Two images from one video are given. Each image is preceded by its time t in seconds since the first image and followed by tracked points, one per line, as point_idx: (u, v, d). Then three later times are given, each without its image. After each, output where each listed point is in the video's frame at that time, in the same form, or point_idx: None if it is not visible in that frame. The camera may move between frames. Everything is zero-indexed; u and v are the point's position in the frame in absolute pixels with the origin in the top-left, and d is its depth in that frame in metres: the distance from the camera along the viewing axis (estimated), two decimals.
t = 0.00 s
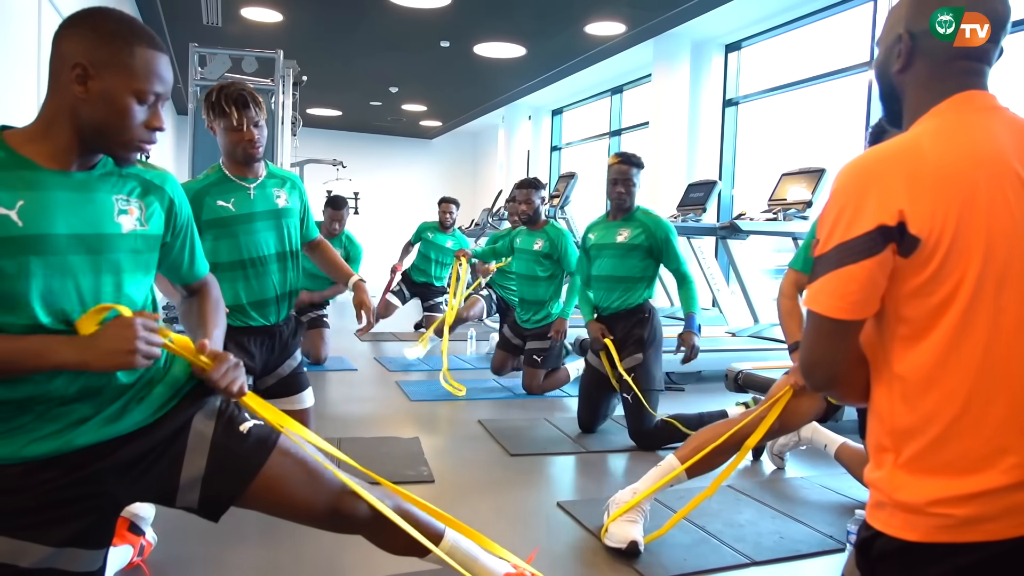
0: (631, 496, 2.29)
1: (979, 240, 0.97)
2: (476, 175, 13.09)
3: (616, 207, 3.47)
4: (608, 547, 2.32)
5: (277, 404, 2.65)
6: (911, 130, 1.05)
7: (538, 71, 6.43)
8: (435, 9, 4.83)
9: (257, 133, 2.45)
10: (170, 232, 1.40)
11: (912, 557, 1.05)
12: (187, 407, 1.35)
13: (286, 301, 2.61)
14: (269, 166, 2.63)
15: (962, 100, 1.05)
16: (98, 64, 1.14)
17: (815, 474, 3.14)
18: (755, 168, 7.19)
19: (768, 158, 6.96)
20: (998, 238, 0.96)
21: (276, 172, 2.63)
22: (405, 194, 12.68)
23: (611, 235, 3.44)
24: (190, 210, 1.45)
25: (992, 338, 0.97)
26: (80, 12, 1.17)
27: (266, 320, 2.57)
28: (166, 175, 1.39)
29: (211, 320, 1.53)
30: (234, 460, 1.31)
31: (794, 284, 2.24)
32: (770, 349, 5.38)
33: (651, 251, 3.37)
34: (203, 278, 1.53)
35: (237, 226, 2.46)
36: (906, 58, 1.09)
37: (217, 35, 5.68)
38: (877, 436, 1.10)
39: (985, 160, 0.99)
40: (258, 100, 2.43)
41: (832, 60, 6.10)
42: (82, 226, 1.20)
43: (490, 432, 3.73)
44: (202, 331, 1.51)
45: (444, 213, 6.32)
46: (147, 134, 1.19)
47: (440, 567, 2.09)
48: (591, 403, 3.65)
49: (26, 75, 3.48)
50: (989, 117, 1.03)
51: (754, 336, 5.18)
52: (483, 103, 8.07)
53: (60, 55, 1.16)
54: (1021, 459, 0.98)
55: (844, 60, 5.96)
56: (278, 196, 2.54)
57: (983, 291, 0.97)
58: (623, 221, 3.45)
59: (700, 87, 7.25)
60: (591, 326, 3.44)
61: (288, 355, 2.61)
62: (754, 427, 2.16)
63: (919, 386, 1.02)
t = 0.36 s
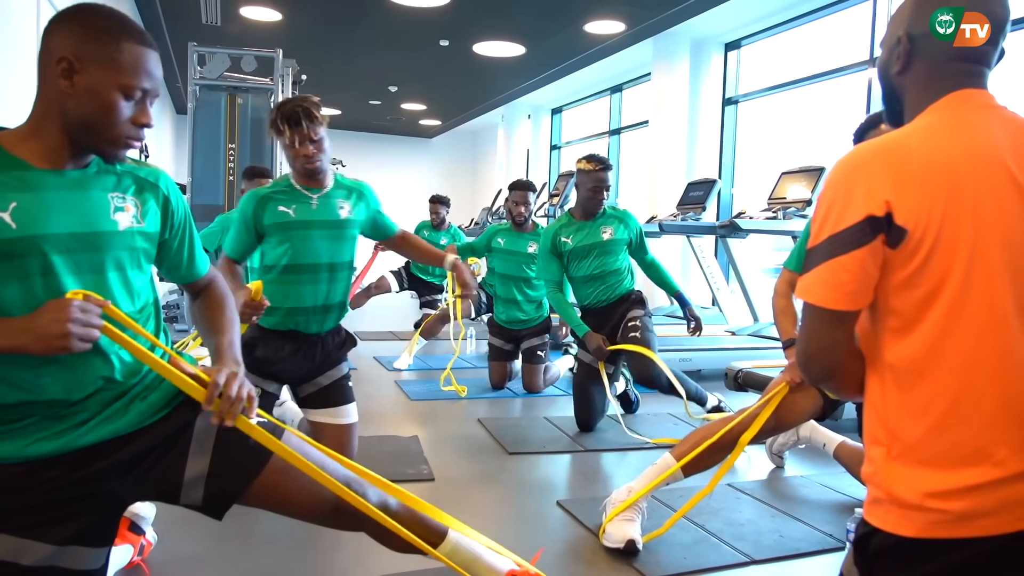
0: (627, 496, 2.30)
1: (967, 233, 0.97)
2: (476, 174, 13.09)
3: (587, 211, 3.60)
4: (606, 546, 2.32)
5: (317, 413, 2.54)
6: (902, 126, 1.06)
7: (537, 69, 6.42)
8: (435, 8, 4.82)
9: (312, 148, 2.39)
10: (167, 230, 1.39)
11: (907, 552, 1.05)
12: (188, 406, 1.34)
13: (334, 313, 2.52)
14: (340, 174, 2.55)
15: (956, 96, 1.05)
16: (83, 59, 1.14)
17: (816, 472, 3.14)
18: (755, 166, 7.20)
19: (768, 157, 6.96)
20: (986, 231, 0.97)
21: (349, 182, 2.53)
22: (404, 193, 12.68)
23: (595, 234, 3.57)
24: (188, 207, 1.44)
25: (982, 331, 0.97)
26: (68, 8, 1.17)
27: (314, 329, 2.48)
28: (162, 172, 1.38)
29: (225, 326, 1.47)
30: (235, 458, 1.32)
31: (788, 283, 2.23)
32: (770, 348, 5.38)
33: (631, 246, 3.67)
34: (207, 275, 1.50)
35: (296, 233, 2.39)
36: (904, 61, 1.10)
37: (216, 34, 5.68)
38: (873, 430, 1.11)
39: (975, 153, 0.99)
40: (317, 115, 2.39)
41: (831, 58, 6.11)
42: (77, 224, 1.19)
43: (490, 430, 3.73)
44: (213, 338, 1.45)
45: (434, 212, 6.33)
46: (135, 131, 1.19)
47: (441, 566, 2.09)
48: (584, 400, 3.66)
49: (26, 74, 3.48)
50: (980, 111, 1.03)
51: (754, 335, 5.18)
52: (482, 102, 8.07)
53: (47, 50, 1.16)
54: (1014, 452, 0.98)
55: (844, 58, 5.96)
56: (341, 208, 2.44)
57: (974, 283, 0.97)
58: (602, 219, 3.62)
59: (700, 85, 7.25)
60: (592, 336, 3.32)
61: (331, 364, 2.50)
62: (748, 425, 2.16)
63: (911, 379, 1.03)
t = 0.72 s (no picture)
0: (631, 492, 2.29)
1: (960, 227, 0.97)
2: (477, 172, 13.09)
3: (588, 203, 3.61)
4: (609, 542, 2.33)
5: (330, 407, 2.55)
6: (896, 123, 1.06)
7: (538, 67, 6.42)
8: (435, 6, 4.82)
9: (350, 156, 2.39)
10: (162, 226, 1.38)
11: (909, 548, 1.04)
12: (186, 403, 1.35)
13: (348, 313, 2.50)
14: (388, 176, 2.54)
15: (949, 91, 1.05)
16: (65, 52, 1.14)
17: (818, 470, 3.14)
18: (756, 164, 7.19)
19: (769, 154, 6.95)
20: (980, 225, 0.96)
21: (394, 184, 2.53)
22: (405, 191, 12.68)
23: (601, 230, 3.64)
24: (185, 203, 1.44)
25: (978, 325, 0.97)
26: (51, 3, 1.17)
27: (323, 322, 2.50)
28: (155, 169, 1.37)
29: (233, 326, 1.47)
30: (234, 455, 1.32)
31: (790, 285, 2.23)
32: (771, 345, 5.38)
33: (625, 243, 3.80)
34: (208, 270, 1.49)
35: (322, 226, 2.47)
36: (895, 64, 1.10)
37: (217, 33, 5.68)
38: (872, 426, 1.11)
39: (968, 148, 0.98)
40: (352, 126, 2.37)
41: (833, 56, 6.10)
42: (69, 221, 1.20)
43: (491, 428, 3.73)
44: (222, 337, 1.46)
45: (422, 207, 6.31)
46: (121, 124, 1.18)
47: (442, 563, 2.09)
48: (585, 396, 3.64)
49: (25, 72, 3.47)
50: (974, 106, 1.02)
51: (756, 333, 5.17)
52: (483, 100, 8.06)
53: (31, 45, 1.16)
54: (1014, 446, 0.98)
55: (845, 55, 5.95)
56: (370, 213, 2.47)
57: (967, 277, 0.97)
58: (602, 216, 3.68)
59: (702, 83, 7.24)
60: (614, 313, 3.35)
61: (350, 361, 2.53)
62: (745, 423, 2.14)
63: (908, 374, 1.02)
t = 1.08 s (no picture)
0: (641, 486, 2.32)
1: (952, 226, 0.96)
2: (479, 170, 13.08)
3: (595, 198, 3.60)
4: (625, 537, 2.33)
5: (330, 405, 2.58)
6: (891, 124, 1.06)
7: (540, 65, 6.42)
8: (437, 4, 4.82)
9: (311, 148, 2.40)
10: (159, 219, 1.39)
11: (911, 546, 1.04)
12: (189, 399, 1.34)
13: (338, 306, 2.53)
14: (357, 164, 2.55)
15: (944, 90, 1.04)
16: (65, 48, 1.14)
17: (821, 467, 3.13)
18: (759, 161, 7.18)
19: (772, 152, 6.94)
20: (973, 223, 0.96)
21: (365, 173, 2.53)
22: (407, 189, 12.68)
23: (613, 228, 3.67)
24: (182, 196, 1.43)
25: (972, 323, 0.96)
26: None
27: (316, 319, 2.54)
28: (154, 163, 1.37)
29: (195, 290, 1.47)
30: (236, 453, 1.32)
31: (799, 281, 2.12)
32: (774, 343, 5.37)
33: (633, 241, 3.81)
34: (198, 264, 1.51)
35: (298, 224, 2.51)
36: (890, 62, 1.10)
37: (219, 31, 5.68)
38: (873, 425, 1.11)
39: (960, 148, 0.98)
40: (309, 121, 2.36)
41: (835, 53, 6.09)
42: (69, 218, 1.20)
43: (494, 426, 3.74)
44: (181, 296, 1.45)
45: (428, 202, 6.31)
46: (122, 119, 1.19)
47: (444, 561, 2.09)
48: (589, 393, 3.66)
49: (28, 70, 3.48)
50: (969, 104, 1.02)
51: (759, 331, 5.16)
52: (485, 98, 8.06)
53: (30, 41, 1.16)
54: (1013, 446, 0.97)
55: (848, 53, 5.94)
56: (341, 203, 2.47)
57: (961, 277, 0.96)
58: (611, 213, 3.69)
59: (704, 81, 7.23)
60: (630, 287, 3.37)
61: (345, 357, 2.55)
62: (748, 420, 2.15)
63: (905, 373, 1.03)
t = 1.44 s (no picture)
0: (645, 490, 2.30)
1: (958, 227, 0.96)
2: (480, 168, 13.08)
3: (585, 197, 3.61)
4: (625, 543, 2.30)
5: (328, 401, 2.74)
6: (890, 125, 1.06)
7: (541, 64, 6.41)
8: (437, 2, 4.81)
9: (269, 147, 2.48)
10: (154, 211, 1.39)
11: (915, 545, 1.03)
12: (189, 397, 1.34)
13: (316, 301, 2.65)
14: (307, 159, 2.64)
15: (941, 91, 1.04)
16: (50, 42, 1.12)
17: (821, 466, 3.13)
18: (760, 160, 7.17)
19: (773, 150, 6.94)
20: (977, 225, 0.95)
21: (317, 167, 2.63)
22: (408, 188, 12.67)
23: (603, 224, 3.68)
24: (175, 188, 1.44)
25: (976, 325, 0.96)
26: None
27: (298, 317, 2.66)
28: (147, 154, 1.37)
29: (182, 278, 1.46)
30: (236, 451, 1.32)
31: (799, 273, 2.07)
32: (775, 342, 5.36)
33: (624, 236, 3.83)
34: (190, 258, 1.51)
35: (261, 228, 2.58)
36: (884, 61, 1.10)
37: (220, 29, 5.68)
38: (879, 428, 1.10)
39: (962, 149, 0.98)
40: (265, 120, 2.43)
41: (836, 52, 6.08)
42: (67, 214, 1.20)
43: (495, 424, 3.73)
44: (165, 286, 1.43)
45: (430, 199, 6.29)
46: (112, 112, 1.17)
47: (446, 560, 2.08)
48: (589, 391, 3.62)
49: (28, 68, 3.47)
50: (968, 104, 1.01)
51: (760, 329, 5.15)
52: (486, 96, 8.05)
53: (15, 36, 1.14)
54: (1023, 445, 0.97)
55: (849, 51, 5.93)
56: (301, 198, 2.57)
57: (977, 280, 0.96)
58: (602, 210, 3.70)
59: (705, 79, 7.22)
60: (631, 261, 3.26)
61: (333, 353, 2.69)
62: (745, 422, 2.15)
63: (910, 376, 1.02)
